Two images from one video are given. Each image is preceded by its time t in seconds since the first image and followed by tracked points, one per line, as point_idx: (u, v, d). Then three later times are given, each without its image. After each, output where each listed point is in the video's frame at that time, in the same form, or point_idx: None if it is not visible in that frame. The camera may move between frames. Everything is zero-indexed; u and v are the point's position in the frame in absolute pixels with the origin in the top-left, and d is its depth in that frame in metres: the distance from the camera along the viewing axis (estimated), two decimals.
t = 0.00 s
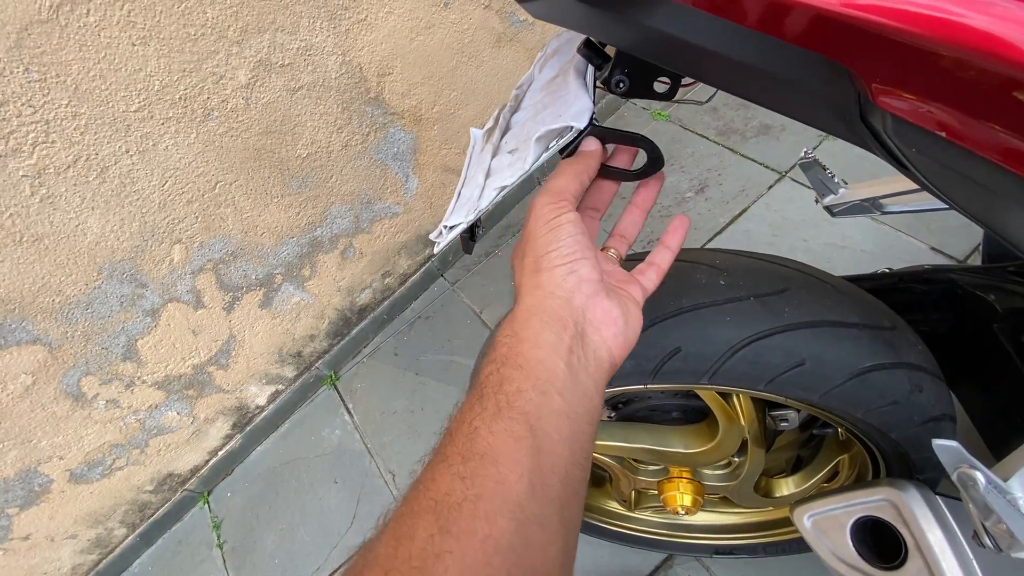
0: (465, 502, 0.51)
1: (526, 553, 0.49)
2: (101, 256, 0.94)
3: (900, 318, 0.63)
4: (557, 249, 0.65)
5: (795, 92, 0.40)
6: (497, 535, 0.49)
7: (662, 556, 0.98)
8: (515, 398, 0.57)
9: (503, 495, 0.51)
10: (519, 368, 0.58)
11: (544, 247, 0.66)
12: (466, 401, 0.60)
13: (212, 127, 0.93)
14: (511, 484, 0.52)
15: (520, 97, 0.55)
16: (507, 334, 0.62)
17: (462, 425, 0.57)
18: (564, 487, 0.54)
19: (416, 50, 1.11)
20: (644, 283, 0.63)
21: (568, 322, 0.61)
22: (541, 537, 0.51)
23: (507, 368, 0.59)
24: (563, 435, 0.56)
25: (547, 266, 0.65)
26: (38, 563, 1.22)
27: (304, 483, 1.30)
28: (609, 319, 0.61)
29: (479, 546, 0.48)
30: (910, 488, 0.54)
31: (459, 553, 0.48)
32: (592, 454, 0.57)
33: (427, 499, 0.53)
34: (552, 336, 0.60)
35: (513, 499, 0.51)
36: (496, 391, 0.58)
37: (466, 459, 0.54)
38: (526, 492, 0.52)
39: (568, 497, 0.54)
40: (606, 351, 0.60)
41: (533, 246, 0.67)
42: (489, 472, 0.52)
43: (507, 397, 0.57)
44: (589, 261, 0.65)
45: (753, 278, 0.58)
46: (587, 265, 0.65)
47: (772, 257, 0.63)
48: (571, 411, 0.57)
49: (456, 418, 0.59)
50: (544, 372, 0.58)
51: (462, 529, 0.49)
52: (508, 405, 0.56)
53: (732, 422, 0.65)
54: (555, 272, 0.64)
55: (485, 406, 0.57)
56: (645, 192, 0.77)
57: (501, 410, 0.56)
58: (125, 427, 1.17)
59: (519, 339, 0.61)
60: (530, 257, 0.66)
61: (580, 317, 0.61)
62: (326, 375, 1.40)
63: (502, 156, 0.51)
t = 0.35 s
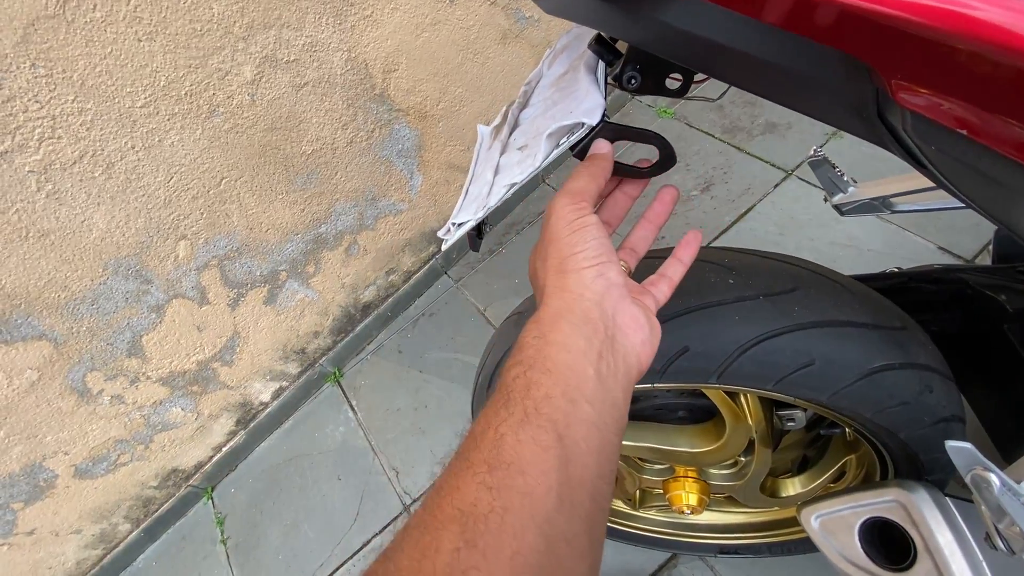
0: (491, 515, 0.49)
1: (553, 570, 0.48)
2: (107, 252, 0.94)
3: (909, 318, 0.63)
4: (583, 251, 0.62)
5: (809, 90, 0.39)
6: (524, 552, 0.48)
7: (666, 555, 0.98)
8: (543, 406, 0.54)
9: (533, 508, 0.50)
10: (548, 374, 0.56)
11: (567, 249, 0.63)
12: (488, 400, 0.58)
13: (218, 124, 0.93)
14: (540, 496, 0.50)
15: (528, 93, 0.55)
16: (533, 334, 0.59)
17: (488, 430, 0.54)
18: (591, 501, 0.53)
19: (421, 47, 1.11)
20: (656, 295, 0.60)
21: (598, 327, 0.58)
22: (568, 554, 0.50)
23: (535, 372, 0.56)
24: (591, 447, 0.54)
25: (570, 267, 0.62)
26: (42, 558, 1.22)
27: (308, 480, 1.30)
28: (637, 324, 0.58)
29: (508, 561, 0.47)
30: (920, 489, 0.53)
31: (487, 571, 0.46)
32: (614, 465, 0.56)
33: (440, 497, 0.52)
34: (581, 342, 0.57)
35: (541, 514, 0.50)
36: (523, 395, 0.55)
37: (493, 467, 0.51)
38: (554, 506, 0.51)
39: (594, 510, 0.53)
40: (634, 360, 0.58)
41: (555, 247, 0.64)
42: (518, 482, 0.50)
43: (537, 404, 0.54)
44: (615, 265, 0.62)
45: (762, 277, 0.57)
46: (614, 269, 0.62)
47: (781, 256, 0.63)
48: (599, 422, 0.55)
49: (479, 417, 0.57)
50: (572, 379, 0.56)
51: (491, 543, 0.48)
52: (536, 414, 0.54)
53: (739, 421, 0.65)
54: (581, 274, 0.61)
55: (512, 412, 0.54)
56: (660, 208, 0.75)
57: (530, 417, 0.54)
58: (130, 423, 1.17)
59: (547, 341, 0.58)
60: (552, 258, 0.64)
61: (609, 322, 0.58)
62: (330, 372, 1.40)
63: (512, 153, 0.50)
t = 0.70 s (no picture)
0: (501, 503, 0.48)
1: (560, 562, 0.47)
2: (110, 245, 0.94)
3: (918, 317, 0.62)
4: (592, 246, 0.62)
5: (823, 83, 0.38)
6: (533, 541, 0.47)
7: (667, 553, 0.98)
8: (553, 397, 0.53)
9: (542, 498, 0.49)
10: (560, 365, 0.55)
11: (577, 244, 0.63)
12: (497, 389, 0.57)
13: (222, 117, 0.93)
14: (550, 485, 0.49)
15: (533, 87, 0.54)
16: (543, 326, 0.58)
17: (498, 417, 0.53)
18: (598, 495, 0.52)
19: (426, 41, 1.10)
20: (666, 292, 0.60)
21: (609, 322, 0.58)
22: (574, 546, 0.49)
23: (545, 362, 0.56)
24: (600, 440, 0.53)
25: (578, 262, 0.62)
26: (46, 549, 1.23)
27: (310, 474, 1.30)
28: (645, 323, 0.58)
29: (517, 549, 0.46)
30: (927, 490, 0.53)
31: (496, 558, 0.46)
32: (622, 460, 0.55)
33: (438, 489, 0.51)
34: (593, 336, 0.57)
35: (550, 506, 0.49)
36: (534, 385, 0.54)
37: (503, 454, 0.51)
38: (563, 497, 0.50)
39: (601, 505, 0.52)
40: (642, 357, 0.57)
41: (563, 242, 0.63)
42: (528, 471, 0.49)
43: (547, 394, 0.54)
44: (625, 262, 0.62)
45: (769, 275, 0.57)
46: (626, 265, 0.62)
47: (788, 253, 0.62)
48: (608, 416, 0.55)
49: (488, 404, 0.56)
50: (583, 372, 0.55)
51: (500, 530, 0.47)
52: (547, 405, 0.53)
53: (743, 419, 0.64)
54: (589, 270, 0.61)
55: (521, 401, 0.54)
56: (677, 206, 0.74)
57: (540, 408, 0.53)
58: (133, 415, 1.17)
59: (558, 333, 0.57)
60: (559, 254, 0.63)
61: (621, 318, 0.58)
62: (332, 367, 1.40)
63: (518, 147, 0.50)
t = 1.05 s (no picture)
0: (516, 492, 0.48)
1: (575, 554, 0.47)
2: (112, 236, 0.94)
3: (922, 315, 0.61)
4: (613, 235, 0.61)
5: (831, 73, 0.38)
6: (548, 533, 0.47)
7: (666, 550, 0.98)
8: (570, 388, 0.53)
9: (558, 489, 0.48)
10: (577, 354, 0.55)
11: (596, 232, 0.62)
12: (511, 377, 0.56)
13: (224, 108, 0.93)
14: (566, 477, 0.49)
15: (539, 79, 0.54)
16: (561, 313, 0.58)
17: (513, 406, 0.53)
18: (613, 488, 0.52)
19: (429, 34, 1.09)
20: (678, 286, 0.59)
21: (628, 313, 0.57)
22: (588, 538, 0.49)
23: (563, 351, 0.55)
24: (615, 433, 0.53)
25: (597, 251, 0.61)
26: (46, 538, 1.24)
27: (310, 467, 1.30)
28: (662, 315, 0.57)
29: (531, 542, 0.46)
30: (929, 490, 0.52)
31: (510, 549, 0.45)
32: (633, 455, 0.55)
33: (453, 473, 0.51)
34: (611, 326, 0.56)
35: (565, 497, 0.48)
36: (550, 374, 0.54)
37: (519, 444, 0.50)
38: (578, 488, 0.49)
39: (615, 498, 0.52)
40: (658, 351, 0.57)
41: (583, 229, 0.63)
42: (544, 463, 0.49)
43: (564, 384, 0.53)
44: (645, 253, 0.62)
45: (773, 271, 0.56)
46: (646, 256, 0.61)
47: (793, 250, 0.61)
48: (624, 409, 0.54)
49: (501, 394, 0.56)
50: (601, 364, 0.55)
51: (515, 521, 0.46)
52: (564, 395, 0.53)
53: (744, 416, 0.64)
54: (610, 259, 0.60)
55: (537, 391, 0.53)
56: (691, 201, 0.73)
57: (557, 398, 0.53)
58: (133, 406, 1.18)
59: (576, 321, 0.57)
60: (580, 239, 0.62)
61: (639, 311, 0.57)
62: (333, 360, 1.40)
63: (521, 138, 0.50)
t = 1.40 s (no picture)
0: (486, 500, 0.48)
1: (544, 561, 0.47)
2: (112, 228, 0.94)
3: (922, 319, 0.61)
4: (596, 242, 0.61)
5: (836, 77, 0.38)
6: (517, 540, 0.47)
7: (662, 550, 0.98)
8: (545, 395, 0.53)
9: (529, 496, 0.49)
10: (553, 361, 0.55)
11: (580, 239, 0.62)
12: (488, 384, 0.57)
13: (226, 102, 0.92)
14: (537, 484, 0.49)
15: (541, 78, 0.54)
16: (538, 320, 0.58)
17: (488, 413, 0.53)
18: (584, 496, 0.52)
19: (433, 29, 1.09)
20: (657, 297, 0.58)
21: (605, 321, 0.57)
22: (558, 546, 0.49)
23: (538, 358, 0.55)
24: (588, 441, 0.53)
25: (579, 258, 0.61)
26: (44, 530, 1.24)
27: (308, 462, 1.30)
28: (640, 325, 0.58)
29: (500, 549, 0.46)
30: (926, 494, 0.52)
31: (479, 557, 0.45)
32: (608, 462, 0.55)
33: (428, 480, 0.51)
34: (588, 334, 0.56)
35: (536, 505, 0.49)
36: (526, 381, 0.54)
37: (491, 452, 0.50)
38: (549, 495, 0.49)
39: (587, 505, 0.52)
40: (632, 360, 0.57)
41: (567, 236, 0.62)
42: (516, 470, 0.49)
43: (539, 390, 0.53)
44: (627, 261, 0.62)
45: (774, 273, 0.56)
46: (627, 265, 0.61)
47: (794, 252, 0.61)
48: (598, 416, 0.54)
49: (477, 400, 0.56)
50: (577, 371, 0.55)
51: (484, 528, 0.47)
52: (539, 401, 0.53)
53: (742, 418, 0.64)
54: (590, 266, 0.60)
55: (513, 397, 0.53)
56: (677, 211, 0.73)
57: (533, 405, 0.53)
58: (132, 399, 1.18)
59: (553, 329, 0.57)
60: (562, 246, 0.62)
61: (617, 319, 0.57)
62: (333, 356, 1.40)
63: (523, 137, 0.50)
